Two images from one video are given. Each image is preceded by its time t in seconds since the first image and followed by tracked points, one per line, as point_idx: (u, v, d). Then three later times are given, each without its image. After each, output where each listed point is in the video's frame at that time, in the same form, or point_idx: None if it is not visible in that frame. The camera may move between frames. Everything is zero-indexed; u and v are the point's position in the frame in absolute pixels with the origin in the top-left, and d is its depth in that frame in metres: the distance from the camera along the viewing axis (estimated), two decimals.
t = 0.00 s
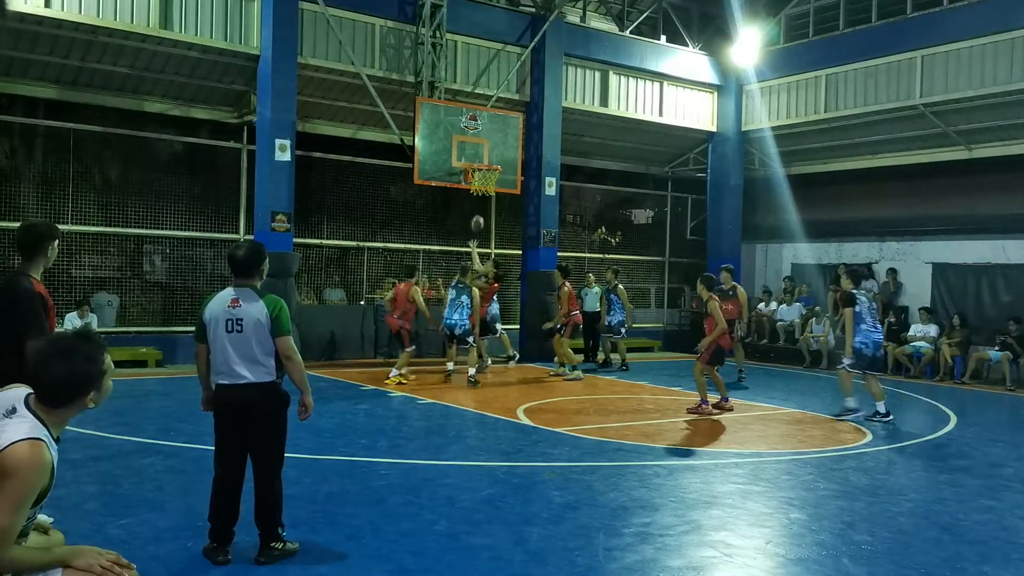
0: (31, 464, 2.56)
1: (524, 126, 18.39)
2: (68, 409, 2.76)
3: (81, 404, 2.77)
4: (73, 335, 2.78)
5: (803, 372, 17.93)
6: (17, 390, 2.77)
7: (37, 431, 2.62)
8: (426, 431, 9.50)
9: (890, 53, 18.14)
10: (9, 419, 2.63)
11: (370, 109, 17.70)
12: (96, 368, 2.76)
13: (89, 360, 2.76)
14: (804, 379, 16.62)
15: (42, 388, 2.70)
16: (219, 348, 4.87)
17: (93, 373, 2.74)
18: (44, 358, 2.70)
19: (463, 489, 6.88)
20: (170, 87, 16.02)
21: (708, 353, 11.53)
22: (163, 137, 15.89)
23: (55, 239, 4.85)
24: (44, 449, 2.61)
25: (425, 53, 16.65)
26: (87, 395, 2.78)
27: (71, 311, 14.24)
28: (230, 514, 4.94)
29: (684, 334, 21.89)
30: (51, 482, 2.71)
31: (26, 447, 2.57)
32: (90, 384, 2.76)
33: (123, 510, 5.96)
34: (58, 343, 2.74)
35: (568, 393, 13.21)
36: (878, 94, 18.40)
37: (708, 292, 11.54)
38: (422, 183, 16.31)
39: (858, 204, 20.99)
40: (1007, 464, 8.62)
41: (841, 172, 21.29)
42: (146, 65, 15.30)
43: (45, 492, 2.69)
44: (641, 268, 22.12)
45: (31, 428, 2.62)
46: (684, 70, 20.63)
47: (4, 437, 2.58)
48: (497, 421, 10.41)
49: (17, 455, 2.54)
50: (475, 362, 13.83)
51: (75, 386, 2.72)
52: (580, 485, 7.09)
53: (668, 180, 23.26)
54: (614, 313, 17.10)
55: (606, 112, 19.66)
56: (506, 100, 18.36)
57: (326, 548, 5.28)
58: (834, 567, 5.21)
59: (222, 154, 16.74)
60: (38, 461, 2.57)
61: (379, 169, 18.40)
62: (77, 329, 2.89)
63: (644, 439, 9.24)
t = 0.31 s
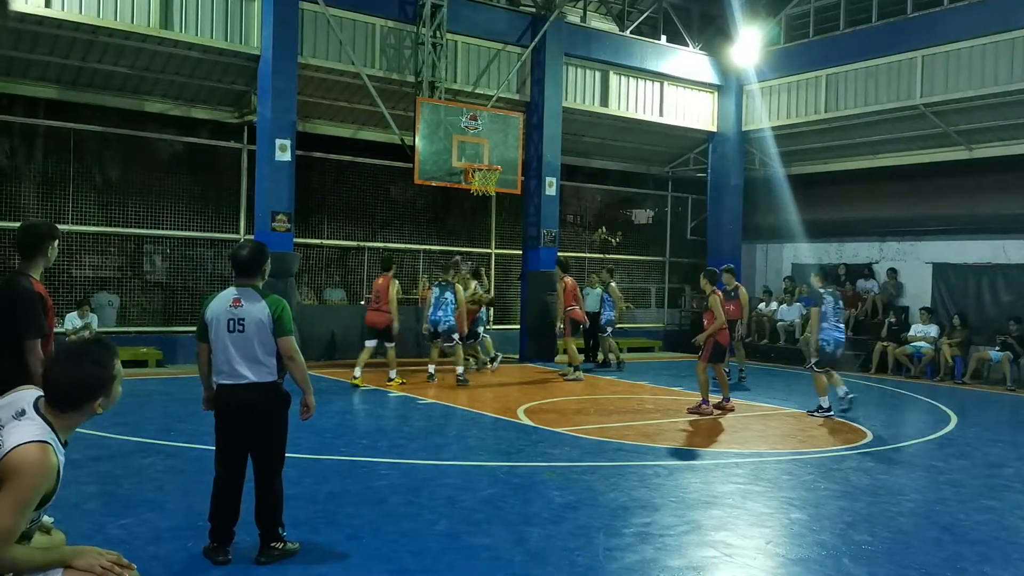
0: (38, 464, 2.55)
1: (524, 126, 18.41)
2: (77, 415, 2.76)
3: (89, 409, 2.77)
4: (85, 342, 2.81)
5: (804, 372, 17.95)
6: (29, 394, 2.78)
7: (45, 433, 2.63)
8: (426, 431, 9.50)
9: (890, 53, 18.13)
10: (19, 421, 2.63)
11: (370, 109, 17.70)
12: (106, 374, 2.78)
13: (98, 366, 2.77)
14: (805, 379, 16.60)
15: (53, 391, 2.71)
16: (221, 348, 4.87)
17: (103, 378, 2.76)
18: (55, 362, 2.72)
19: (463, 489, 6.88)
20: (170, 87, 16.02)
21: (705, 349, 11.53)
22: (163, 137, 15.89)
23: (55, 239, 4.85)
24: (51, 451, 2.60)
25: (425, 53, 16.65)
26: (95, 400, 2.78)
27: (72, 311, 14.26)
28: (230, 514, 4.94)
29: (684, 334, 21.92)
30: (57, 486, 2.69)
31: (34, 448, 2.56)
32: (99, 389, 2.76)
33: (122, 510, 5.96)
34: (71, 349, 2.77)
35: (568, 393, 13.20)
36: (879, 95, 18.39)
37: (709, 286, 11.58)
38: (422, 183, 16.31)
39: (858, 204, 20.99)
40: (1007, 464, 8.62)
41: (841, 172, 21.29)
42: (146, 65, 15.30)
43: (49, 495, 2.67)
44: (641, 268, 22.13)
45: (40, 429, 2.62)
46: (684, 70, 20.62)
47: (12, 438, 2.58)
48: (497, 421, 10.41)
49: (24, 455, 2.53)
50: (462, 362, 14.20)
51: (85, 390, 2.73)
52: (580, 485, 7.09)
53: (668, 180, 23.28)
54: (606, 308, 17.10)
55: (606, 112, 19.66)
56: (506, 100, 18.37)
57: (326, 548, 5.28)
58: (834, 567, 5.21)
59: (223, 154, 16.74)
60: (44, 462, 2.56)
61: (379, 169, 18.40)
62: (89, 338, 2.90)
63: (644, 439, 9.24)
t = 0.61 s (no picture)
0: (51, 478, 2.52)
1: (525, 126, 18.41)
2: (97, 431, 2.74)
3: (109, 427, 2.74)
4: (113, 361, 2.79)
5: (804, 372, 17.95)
6: (50, 404, 2.76)
7: (63, 449, 2.60)
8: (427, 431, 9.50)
9: (890, 53, 18.13)
10: (40, 433, 2.61)
11: (370, 109, 17.71)
12: (130, 395, 2.75)
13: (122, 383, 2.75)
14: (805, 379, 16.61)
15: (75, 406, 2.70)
16: (222, 348, 4.87)
17: (126, 398, 2.73)
18: (81, 378, 2.70)
19: (464, 489, 6.88)
20: (171, 87, 16.03)
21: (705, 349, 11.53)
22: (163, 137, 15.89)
23: (55, 239, 4.84)
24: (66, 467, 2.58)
25: (425, 53, 16.65)
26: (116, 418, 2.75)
27: (72, 310, 14.28)
28: (230, 514, 4.94)
29: (684, 334, 21.92)
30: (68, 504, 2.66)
31: (49, 464, 2.54)
32: (120, 408, 2.73)
33: (122, 510, 5.96)
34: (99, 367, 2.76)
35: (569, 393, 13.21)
36: (879, 95, 18.38)
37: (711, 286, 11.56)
38: (422, 183, 16.32)
39: (858, 205, 21.00)
40: (1007, 464, 8.62)
41: (842, 172, 21.29)
42: (147, 65, 15.31)
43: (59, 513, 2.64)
44: (641, 269, 22.14)
45: (58, 446, 2.60)
46: (684, 70, 20.62)
47: (31, 451, 2.56)
48: (498, 421, 10.41)
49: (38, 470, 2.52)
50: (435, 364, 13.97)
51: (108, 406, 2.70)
52: (580, 485, 7.09)
53: (668, 180, 23.29)
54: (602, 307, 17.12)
55: (607, 112, 19.66)
56: (506, 100, 18.38)
57: (326, 548, 5.28)
58: (834, 567, 5.21)
59: (223, 154, 16.74)
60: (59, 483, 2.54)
61: (379, 169, 18.41)
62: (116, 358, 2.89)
63: (644, 440, 9.24)
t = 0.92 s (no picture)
0: (76, 503, 2.55)
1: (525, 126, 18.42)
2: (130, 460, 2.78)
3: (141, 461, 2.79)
4: (165, 397, 2.86)
5: (804, 372, 17.96)
6: (89, 423, 2.81)
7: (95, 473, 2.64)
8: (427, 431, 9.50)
9: (891, 53, 18.13)
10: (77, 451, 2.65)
11: (371, 109, 17.71)
12: (170, 434, 2.81)
13: (163, 417, 2.81)
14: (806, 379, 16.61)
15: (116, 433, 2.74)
16: (222, 348, 4.87)
17: (168, 433, 2.80)
18: (133, 406, 2.76)
19: (465, 489, 6.88)
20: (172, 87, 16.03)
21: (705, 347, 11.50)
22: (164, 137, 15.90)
23: (55, 239, 4.85)
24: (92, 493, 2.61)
25: (426, 53, 16.65)
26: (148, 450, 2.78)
27: (73, 310, 14.29)
28: (231, 514, 4.94)
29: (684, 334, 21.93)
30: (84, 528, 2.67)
31: (77, 485, 2.57)
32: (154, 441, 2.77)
33: (123, 510, 5.96)
34: (149, 400, 2.83)
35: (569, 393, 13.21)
36: (880, 94, 18.38)
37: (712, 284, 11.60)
38: (423, 183, 16.32)
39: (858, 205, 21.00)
40: (1008, 464, 8.62)
41: (842, 172, 21.29)
42: (147, 65, 15.31)
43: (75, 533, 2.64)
44: (641, 269, 22.14)
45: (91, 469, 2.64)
46: (685, 70, 20.61)
47: (65, 468, 2.60)
48: (498, 421, 10.42)
49: (64, 492, 2.55)
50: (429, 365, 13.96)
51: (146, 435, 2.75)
52: (581, 485, 7.09)
53: (669, 180, 23.29)
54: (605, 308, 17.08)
55: (607, 112, 19.65)
56: (506, 100, 18.38)
57: (327, 548, 5.28)
58: (835, 567, 5.21)
59: (223, 154, 16.74)
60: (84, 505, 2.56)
61: (380, 169, 18.40)
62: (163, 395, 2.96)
63: (644, 440, 9.24)
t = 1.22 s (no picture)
0: (88, 508, 2.55)
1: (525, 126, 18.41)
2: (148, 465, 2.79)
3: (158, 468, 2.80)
4: (184, 405, 2.85)
5: (804, 372, 17.95)
6: (103, 431, 2.80)
7: (107, 481, 2.63)
8: (427, 431, 9.50)
9: (891, 53, 18.14)
10: (91, 458, 2.65)
11: (371, 109, 17.72)
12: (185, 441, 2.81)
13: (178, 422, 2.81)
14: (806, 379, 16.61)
15: (133, 440, 2.74)
16: (223, 348, 4.87)
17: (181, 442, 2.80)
18: (148, 414, 2.77)
19: (465, 489, 6.88)
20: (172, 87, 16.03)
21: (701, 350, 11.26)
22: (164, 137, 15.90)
23: (56, 238, 4.85)
24: (104, 500, 2.60)
25: (426, 53, 16.65)
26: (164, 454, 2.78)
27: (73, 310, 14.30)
28: (231, 514, 4.94)
29: (684, 335, 21.92)
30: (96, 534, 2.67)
31: (90, 492, 2.57)
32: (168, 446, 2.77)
33: (123, 510, 5.96)
34: (167, 408, 2.82)
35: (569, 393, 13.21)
36: (880, 94, 18.38)
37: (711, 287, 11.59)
38: (423, 182, 16.32)
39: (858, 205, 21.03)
40: (1008, 464, 8.62)
41: (842, 173, 21.30)
42: (148, 65, 15.32)
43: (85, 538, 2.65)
44: (642, 269, 22.13)
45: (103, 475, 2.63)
46: (685, 70, 20.61)
47: (77, 473, 2.60)
48: (498, 421, 10.42)
49: (74, 497, 2.54)
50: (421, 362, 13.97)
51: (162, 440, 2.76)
52: (581, 485, 7.09)
53: (669, 180, 23.29)
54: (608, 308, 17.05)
55: (607, 112, 19.65)
56: (507, 101, 18.38)
57: (327, 548, 5.28)
58: (835, 567, 5.21)
59: (223, 154, 16.75)
60: (92, 512, 2.56)
61: (380, 169, 18.40)
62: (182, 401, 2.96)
63: (644, 440, 9.24)
